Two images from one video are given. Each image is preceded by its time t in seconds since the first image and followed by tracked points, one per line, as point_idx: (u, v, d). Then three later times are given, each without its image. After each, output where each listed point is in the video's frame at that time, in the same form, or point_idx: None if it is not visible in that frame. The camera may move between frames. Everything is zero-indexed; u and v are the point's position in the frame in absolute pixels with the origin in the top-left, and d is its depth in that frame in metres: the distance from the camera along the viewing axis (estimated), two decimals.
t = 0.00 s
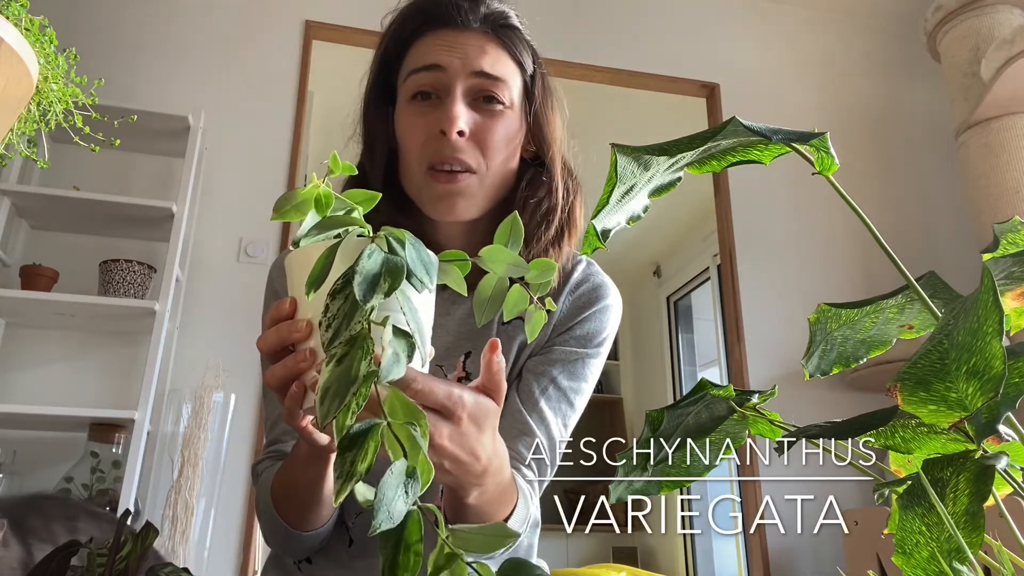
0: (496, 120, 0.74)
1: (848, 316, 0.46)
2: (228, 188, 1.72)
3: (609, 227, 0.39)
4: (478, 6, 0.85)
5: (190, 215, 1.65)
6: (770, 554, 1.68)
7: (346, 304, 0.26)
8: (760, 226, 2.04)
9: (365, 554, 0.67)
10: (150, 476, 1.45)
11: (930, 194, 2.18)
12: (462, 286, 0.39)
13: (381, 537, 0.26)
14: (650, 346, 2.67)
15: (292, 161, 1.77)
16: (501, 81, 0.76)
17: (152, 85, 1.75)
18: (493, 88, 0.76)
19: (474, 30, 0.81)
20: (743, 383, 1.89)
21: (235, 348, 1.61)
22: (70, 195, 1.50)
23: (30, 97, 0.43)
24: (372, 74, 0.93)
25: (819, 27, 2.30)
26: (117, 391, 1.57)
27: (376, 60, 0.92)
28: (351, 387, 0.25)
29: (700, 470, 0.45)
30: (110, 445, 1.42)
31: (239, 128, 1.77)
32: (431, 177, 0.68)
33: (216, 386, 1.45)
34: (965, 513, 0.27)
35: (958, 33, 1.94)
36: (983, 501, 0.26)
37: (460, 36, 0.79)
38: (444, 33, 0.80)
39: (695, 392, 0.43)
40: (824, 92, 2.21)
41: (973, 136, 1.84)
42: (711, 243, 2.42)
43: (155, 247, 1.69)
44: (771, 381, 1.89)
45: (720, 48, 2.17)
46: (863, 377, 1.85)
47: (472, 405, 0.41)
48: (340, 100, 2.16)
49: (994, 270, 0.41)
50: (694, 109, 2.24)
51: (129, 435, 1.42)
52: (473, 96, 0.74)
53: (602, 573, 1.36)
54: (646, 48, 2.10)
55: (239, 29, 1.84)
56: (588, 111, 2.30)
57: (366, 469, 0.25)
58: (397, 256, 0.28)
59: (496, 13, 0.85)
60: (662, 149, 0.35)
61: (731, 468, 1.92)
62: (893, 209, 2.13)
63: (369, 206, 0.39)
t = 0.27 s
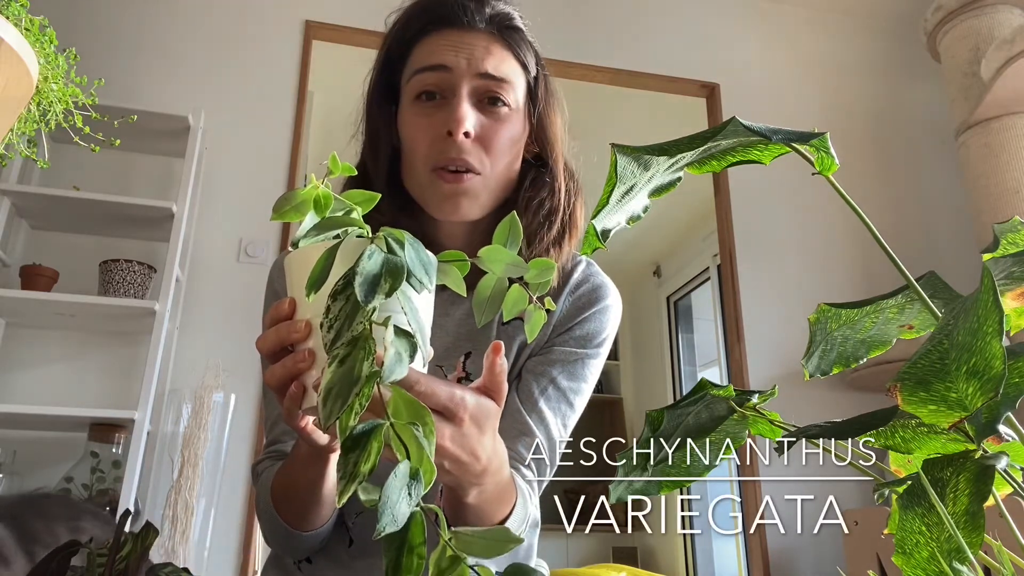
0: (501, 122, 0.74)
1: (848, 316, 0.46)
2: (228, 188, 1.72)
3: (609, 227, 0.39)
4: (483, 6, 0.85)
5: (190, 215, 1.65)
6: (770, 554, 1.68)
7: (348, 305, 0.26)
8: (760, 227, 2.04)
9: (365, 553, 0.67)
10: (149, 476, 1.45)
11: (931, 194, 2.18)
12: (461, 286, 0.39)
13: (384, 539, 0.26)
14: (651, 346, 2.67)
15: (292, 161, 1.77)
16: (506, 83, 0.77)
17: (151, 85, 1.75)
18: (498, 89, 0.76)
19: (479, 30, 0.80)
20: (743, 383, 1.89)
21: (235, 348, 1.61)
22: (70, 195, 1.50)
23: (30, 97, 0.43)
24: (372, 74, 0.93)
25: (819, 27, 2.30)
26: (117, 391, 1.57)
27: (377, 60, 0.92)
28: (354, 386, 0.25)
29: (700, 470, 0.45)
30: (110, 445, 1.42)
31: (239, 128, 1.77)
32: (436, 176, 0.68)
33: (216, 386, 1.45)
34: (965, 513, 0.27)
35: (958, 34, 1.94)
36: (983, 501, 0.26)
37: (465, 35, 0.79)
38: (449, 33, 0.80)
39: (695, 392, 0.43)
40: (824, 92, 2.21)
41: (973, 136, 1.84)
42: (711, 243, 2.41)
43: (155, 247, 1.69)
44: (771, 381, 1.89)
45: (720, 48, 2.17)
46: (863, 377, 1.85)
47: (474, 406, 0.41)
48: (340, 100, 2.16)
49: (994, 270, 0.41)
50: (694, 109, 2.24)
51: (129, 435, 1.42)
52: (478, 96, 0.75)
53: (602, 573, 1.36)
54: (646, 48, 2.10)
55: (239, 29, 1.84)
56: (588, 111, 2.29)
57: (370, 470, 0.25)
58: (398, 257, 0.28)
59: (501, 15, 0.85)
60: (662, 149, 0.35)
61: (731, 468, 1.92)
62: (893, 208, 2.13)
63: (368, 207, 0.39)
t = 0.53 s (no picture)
0: (502, 124, 0.74)
1: (848, 316, 0.46)
2: (228, 188, 1.72)
3: (609, 227, 0.39)
4: (484, 8, 0.85)
5: (190, 215, 1.65)
6: (770, 554, 1.68)
7: (350, 306, 0.26)
8: (760, 227, 2.04)
9: (365, 553, 0.67)
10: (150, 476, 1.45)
11: (931, 194, 2.18)
12: (459, 288, 0.39)
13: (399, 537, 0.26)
14: (651, 346, 2.67)
15: (292, 161, 1.77)
16: (507, 84, 0.77)
17: (152, 85, 1.75)
18: (499, 90, 0.76)
19: (481, 31, 0.80)
20: (743, 383, 1.89)
21: (235, 348, 1.61)
22: (70, 195, 1.50)
23: (30, 98, 0.43)
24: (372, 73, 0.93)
25: (819, 27, 2.30)
26: (117, 391, 1.57)
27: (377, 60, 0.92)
28: (361, 386, 0.25)
29: (700, 470, 0.45)
30: (110, 445, 1.42)
31: (239, 128, 1.77)
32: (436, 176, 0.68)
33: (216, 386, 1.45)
34: (965, 513, 0.27)
35: (958, 34, 1.94)
36: (983, 501, 0.26)
37: (467, 36, 0.79)
38: (451, 34, 0.80)
39: (695, 392, 0.43)
40: (825, 92, 2.21)
41: (973, 136, 1.84)
42: (711, 243, 2.41)
43: (155, 247, 1.69)
44: (771, 381, 1.89)
45: (720, 48, 2.16)
46: (863, 377, 1.85)
47: (476, 406, 0.41)
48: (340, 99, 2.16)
49: (994, 270, 0.41)
50: (694, 109, 2.24)
51: (129, 435, 1.42)
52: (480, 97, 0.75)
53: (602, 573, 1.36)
54: (646, 47, 2.10)
55: (239, 28, 1.84)
56: (588, 111, 2.29)
57: (381, 468, 0.25)
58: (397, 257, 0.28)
59: (501, 16, 0.85)
60: (662, 149, 0.35)
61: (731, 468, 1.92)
62: (893, 208, 2.13)
63: (366, 209, 0.39)
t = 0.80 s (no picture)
0: (501, 123, 0.74)
1: (848, 316, 0.46)
2: (228, 188, 1.72)
3: (609, 227, 0.39)
4: (483, 8, 0.85)
5: (190, 214, 1.65)
6: (770, 554, 1.67)
7: (348, 302, 0.26)
8: (760, 227, 2.04)
9: (365, 553, 0.67)
10: (150, 476, 1.45)
11: (931, 194, 2.18)
12: (455, 287, 0.39)
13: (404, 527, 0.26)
14: (651, 346, 2.67)
15: (292, 161, 1.77)
16: (506, 83, 0.76)
17: (152, 85, 1.75)
18: (498, 89, 0.76)
19: (480, 31, 0.80)
20: (743, 383, 1.89)
21: (234, 348, 1.61)
22: (70, 195, 1.50)
23: (30, 97, 0.43)
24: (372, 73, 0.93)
25: (819, 27, 2.30)
26: (117, 391, 1.57)
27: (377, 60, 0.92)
28: (362, 378, 0.25)
29: (700, 470, 0.45)
30: (110, 445, 1.42)
31: (239, 128, 1.77)
32: (434, 176, 0.68)
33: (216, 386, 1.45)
34: (965, 513, 0.27)
35: (958, 34, 1.94)
36: (983, 501, 0.26)
37: (465, 35, 0.79)
38: (450, 33, 0.80)
39: (695, 392, 0.43)
40: (825, 92, 2.21)
41: (973, 136, 1.84)
42: (711, 243, 2.41)
43: (155, 247, 1.69)
44: (771, 381, 1.89)
45: (720, 48, 2.16)
46: (863, 377, 1.85)
47: (474, 401, 0.41)
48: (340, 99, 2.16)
49: (994, 270, 0.41)
50: (694, 109, 2.24)
51: (129, 435, 1.42)
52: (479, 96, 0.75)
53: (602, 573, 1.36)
54: (646, 47, 2.10)
55: (239, 28, 1.84)
56: (588, 111, 2.29)
57: (384, 460, 0.25)
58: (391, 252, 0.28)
59: (500, 16, 0.85)
60: (662, 149, 0.35)
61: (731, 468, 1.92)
62: (893, 208, 2.13)
63: (363, 208, 0.39)
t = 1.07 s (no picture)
0: (499, 121, 0.74)
1: (848, 316, 0.46)
2: (228, 188, 1.72)
3: (609, 227, 0.39)
4: (481, 7, 0.84)
5: (190, 214, 1.65)
6: (771, 554, 1.67)
7: (346, 300, 0.26)
8: (760, 227, 2.04)
9: (364, 553, 0.67)
10: (149, 476, 1.45)
11: (930, 193, 2.18)
12: (451, 286, 0.39)
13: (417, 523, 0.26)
14: (651, 346, 2.67)
15: (292, 161, 1.77)
16: (503, 82, 0.77)
17: (152, 85, 1.75)
18: (495, 88, 0.76)
19: (478, 30, 0.80)
20: (743, 383, 1.89)
21: (234, 348, 1.61)
22: (70, 195, 1.50)
23: (30, 98, 0.43)
24: (371, 73, 0.93)
25: (819, 27, 2.30)
26: (117, 391, 1.57)
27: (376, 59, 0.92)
28: (366, 375, 0.25)
29: (700, 470, 0.45)
30: (110, 445, 1.42)
31: (239, 128, 1.77)
32: (432, 174, 0.68)
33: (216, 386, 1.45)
34: (965, 513, 0.27)
35: (958, 34, 1.94)
36: (983, 501, 0.26)
37: (462, 35, 0.79)
38: (446, 34, 0.80)
39: (695, 392, 0.43)
40: (825, 92, 2.21)
41: (973, 136, 1.84)
42: (711, 243, 2.41)
43: (156, 247, 1.69)
44: (771, 381, 1.89)
45: (720, 48, 2.16)
46: (863, 377, 1.85)
47: (472, 397, 0.41)
48: (340, 100, 2.16)
49: (994, 270, 0.41)
50: (694, 109, 2.24)
51: (129, 435, 1.42)
52: (476, 95, 0.75)
53: (602, 573, 1.36)
54: (646, 47, 2.10)
55: (239, 28, 1.84)
56: (588, 111, 2.29)
57: (391, 454, 0.25)
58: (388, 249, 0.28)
59: (498, 14, 0.84)
60: (662, 149, 0.35)
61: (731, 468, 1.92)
62: (892, 208, 2.13)
63: (358, 209, 0.39)
